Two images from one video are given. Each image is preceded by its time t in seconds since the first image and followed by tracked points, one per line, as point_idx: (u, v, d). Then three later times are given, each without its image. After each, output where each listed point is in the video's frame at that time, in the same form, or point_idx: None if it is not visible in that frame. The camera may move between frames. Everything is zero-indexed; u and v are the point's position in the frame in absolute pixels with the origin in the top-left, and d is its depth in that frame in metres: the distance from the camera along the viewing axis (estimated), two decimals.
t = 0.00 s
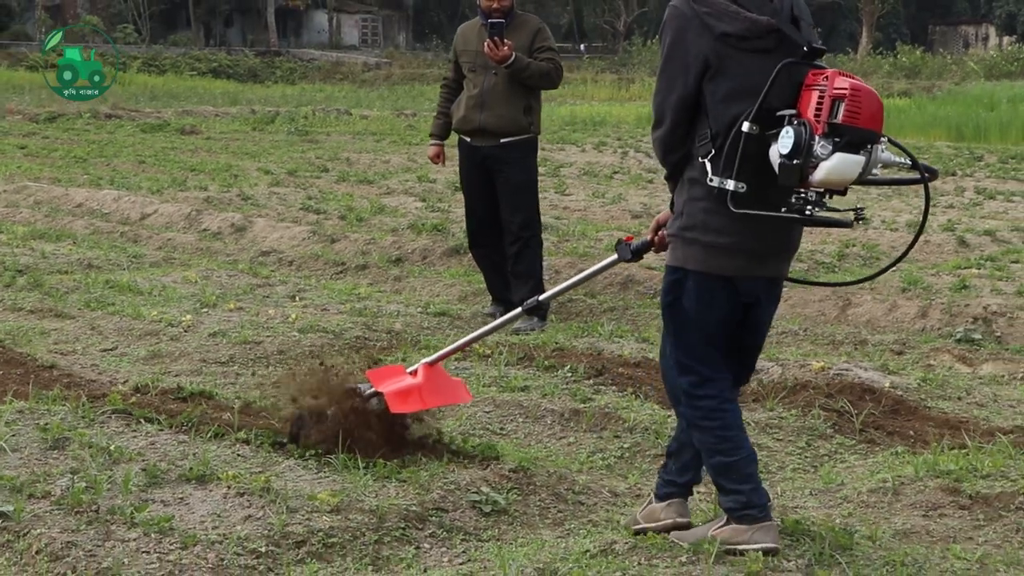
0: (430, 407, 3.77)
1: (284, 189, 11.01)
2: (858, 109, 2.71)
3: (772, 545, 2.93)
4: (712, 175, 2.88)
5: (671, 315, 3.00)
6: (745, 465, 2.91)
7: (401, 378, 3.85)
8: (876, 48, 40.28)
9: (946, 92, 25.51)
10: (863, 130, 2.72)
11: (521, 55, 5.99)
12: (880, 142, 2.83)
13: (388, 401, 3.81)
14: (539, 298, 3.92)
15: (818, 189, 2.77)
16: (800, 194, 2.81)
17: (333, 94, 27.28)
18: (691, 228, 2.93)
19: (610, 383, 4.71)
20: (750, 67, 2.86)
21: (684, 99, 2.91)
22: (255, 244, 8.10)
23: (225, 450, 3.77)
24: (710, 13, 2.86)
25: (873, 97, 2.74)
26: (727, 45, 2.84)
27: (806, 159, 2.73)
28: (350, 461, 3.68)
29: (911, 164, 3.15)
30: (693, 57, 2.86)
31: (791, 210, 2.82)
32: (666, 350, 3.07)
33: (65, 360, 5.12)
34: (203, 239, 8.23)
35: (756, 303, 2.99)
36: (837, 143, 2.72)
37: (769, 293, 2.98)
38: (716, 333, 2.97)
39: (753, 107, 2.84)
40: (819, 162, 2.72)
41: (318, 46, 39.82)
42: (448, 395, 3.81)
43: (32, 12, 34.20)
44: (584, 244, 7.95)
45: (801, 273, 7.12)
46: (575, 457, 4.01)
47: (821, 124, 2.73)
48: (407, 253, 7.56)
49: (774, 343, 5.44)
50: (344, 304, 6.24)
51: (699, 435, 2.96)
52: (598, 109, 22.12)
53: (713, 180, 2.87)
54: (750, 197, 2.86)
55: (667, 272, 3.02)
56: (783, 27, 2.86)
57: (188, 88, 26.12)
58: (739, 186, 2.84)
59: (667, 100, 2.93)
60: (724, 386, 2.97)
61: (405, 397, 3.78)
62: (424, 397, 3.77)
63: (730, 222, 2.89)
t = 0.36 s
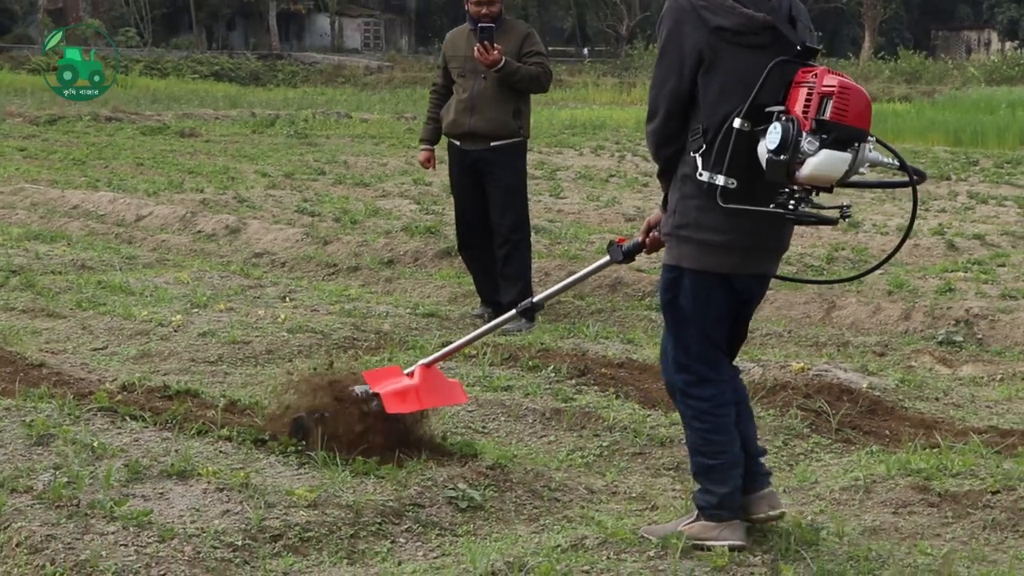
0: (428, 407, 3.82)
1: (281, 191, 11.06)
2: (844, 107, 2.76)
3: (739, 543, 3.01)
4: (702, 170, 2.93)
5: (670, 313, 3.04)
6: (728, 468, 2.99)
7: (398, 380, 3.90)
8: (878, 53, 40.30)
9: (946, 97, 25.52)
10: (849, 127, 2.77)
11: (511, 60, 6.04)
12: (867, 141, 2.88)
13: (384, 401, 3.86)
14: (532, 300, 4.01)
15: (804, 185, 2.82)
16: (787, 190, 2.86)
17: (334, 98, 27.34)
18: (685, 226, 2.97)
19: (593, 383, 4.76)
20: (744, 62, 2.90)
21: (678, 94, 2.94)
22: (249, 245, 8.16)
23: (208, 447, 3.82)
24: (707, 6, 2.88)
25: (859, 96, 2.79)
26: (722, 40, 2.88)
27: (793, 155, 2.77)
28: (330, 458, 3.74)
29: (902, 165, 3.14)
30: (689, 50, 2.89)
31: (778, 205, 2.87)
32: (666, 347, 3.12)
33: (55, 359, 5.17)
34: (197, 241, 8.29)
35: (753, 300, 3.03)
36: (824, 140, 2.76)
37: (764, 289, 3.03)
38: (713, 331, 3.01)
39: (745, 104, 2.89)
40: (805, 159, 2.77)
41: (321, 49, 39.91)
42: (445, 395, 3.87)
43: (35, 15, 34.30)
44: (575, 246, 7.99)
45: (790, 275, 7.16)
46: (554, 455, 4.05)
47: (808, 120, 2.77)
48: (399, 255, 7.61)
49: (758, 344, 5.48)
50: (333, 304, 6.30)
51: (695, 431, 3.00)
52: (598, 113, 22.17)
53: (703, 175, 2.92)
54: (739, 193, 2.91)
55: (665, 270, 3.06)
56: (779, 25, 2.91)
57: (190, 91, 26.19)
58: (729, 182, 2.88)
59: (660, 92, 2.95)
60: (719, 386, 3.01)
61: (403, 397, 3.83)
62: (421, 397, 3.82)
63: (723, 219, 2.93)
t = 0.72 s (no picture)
0: (426, 406, 3.74)
1: (276, 193, 11.11)
2: (841, 106, 2.79)
3: (706, 538, 3.09)
4: (702, 171, 2.94)
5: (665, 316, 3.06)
6: (690, 471, 3.04)
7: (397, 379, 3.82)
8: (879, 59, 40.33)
9: (946, 103, 25.55)
10: (847, 126, 2.79)
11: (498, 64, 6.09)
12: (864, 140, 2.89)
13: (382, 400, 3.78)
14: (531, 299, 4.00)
15: (803, 184, 2.83)
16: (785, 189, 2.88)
17: (334, 100, 27.39)
18: (686, 229, 2.98)
19: (575, 383, 4.80)
20: (743, 63, 2.92)
21: (678, 94, 2.96)
22: (242, 246, 8.21)
23: (189, 444, 3.86)
24: (705, 7, 2.91)
25: (856, 95, 2.81)
26: (720, 40, 2.91)
27: (791, 154, 2.79)
28: (309, 454, 3.78)
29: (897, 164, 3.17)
30: (688, 50, 2.92)
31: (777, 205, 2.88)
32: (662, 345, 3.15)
33: (43, 357, 5.22)
34: (190, 241, 8.34)
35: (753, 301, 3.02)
36: (822, 139, 2.78)
37: (767, 289, 3.01)
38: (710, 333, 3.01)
39: (743, 104, 2.91)
40: (804, 158, 2.79)
41: (322, 52, 39.98)
42: (444, 395, 3.79)
43: (37, 17, 34.38)
44: (566, 248, 8.03)
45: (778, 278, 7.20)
46: (533, 453, 4.09)
47: (806, 120, 2.79)
48: (390, 257, 7.65)
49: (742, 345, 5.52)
50: (321, 305, 6.34)
51: (671, 429, 3.04)
52: (597, 118, 22.23)
53: (704, 175, 2.93)
54: (740, 193, 2.92)
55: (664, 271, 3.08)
56: (775, 27, 2.94)
57: (190, 93, 26.25)
58: (728, 182, 2.90)
59: (660, 94, 2.98)
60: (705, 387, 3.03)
61: (401, 395, 3.75)
62: (420, 396, 3.74)
63: (723, 220, 2.94)
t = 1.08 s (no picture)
0: (425, 405, 3.78)
1: (270, 193, 11.16)
2: (864, 108, 2.77)
3: (677, 532, 3.12)
4: (718, 171, 2.91)
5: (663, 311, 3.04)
6: (668, 458, 3.07)
7: (395, 379, 3.88)
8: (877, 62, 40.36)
9: (942, 106, 25.59)
10: (869, 128, 2.78)
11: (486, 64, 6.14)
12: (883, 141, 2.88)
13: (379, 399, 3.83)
14: (529, 299, 4.02)
15: (824, 185, 2.82)
16: (805, 189, 2.86)
17: (332, 101, 27.41)
18: (698, 228, 2.95)
19: (557, 380, 4.85)
20: (758, 62, 2.89)
21: (692, 94, 2.93)
22: (233, 245, 8.25)
23: (171, 438, 3.91)
24: (719, 5, 2.88)
25: (879, 96, 2.80)
26: (735, 39, 2.88)
27: (814, 155, 2.77)
28: (288, 448, 3.83)
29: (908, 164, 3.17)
30: (703, 49, 2.88)
31: (797, 205, 2.86)
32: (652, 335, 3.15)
33: (31, 353, 5.26)
34: (182, 240, 8.38)
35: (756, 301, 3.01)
36: (844, 140, 2.77)
37: (771, 290, 3.01)
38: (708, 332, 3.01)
39: (760, 104, 2.88)
40: (827, 159, 2.77)
41: (321, 53, 40.01)
42: (442, 395, 3.83)
43: (36, 17, 34.40)
44: (556, 248, 8.08)
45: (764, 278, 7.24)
46: (512, 449, 4.13)
47: (828, 121, 2.77)
48: (379, 256, 7.70)
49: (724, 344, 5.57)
50: (309, 303, 6.38)
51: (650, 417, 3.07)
52: (594, 119, 22.27)
53: (719, 176, 2.90)
54: (754, 194, 2.90)
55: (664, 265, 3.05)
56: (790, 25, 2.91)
57: (188, 93, 26.29)
58: (744, 183, 2.88)
59: (673, 92, 2.95)
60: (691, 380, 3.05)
61: (400, 394, 3.79)
62: (419, 395, 3.78)
63: (735, 220, 2.92)
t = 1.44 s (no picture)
0: (421, 401, 3.74)
1: (261, 190, 11.19)
2: (870, 107, 2.78)
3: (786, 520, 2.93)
4: (721, 167, 2.91)
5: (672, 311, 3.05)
6: (740, 442, 2.96)
7: (391, 375, 3.85)
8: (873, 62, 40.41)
9: (935, 105, 25.63)
10: (875, 127, 2.78)
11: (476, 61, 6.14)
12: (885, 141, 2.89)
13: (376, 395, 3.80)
14: (526, 295, 3.90)
15: (829, 183, 2.82)
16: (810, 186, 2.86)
17: (328, 100, 27.42)
18: (700, 224, 2.95)
19: (540, 375, 4.89)
20: (762, 58, 2.89)
21: (695, 90, 2.92)
22: (223, 241, 8.29)
23: (154, 430, 3.95)
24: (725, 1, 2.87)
25: (884, 96, 2.81)
26: (740, 35, 2.87)
27: (820, 153, 2.77)
28: (270, 439, 3.88)
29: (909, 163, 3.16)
30: (707, 45, 2.88)
31: (803, 203, 2.86)
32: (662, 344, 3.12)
33: (18, 347, 5.30)
34: (172, 237, 8.41)
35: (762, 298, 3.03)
36: (850, 139, 2.77)
37: (776, 287, 3.03)
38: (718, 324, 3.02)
39: (764, 101, 2.88)
40: (833, 157, 2.77)
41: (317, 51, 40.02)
42: (437, 391, 3.82)
43: (32, 14, 34.40)
44: (544, 245, 8.11)
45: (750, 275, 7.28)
46: (493, 443, 4.18)
47: (834, 120, 2.77)
48: (368, 252, 7.74)
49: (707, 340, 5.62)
50: (297, 298, 6.42)
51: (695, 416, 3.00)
52: (587, 118, 22.31)
53: (722, 172, 2.90)
54: (756, 190, 2.91)
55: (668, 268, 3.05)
56: (795, 22, 2.91)
57: (182, 91, 26.31)
58: (747, 180, 2.88)
59: (676, 89, 2.93)
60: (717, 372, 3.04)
61: (396, 390, 3.76)
62: (414, 391, 3.75)
63: (738, 217, 2.93)
